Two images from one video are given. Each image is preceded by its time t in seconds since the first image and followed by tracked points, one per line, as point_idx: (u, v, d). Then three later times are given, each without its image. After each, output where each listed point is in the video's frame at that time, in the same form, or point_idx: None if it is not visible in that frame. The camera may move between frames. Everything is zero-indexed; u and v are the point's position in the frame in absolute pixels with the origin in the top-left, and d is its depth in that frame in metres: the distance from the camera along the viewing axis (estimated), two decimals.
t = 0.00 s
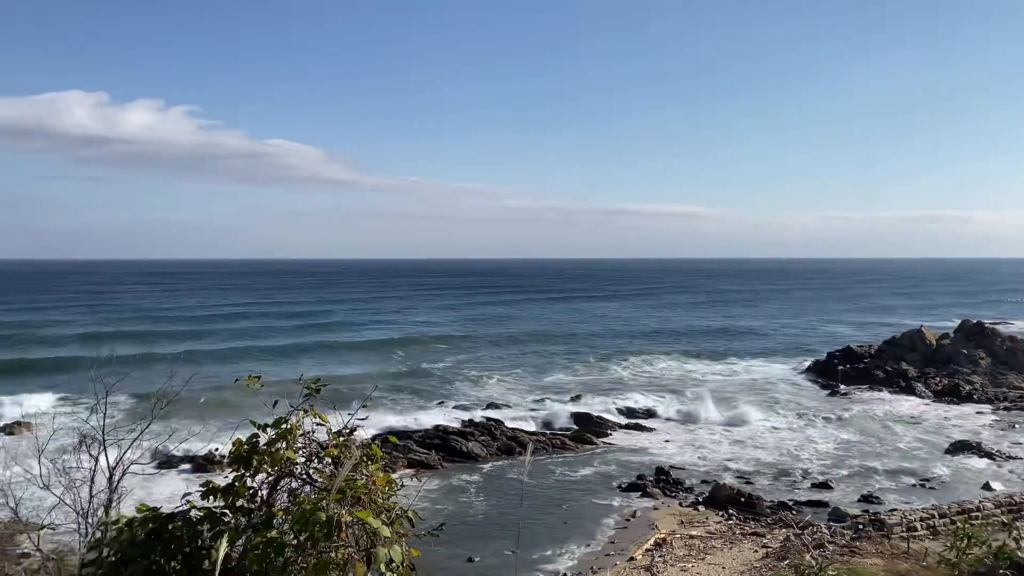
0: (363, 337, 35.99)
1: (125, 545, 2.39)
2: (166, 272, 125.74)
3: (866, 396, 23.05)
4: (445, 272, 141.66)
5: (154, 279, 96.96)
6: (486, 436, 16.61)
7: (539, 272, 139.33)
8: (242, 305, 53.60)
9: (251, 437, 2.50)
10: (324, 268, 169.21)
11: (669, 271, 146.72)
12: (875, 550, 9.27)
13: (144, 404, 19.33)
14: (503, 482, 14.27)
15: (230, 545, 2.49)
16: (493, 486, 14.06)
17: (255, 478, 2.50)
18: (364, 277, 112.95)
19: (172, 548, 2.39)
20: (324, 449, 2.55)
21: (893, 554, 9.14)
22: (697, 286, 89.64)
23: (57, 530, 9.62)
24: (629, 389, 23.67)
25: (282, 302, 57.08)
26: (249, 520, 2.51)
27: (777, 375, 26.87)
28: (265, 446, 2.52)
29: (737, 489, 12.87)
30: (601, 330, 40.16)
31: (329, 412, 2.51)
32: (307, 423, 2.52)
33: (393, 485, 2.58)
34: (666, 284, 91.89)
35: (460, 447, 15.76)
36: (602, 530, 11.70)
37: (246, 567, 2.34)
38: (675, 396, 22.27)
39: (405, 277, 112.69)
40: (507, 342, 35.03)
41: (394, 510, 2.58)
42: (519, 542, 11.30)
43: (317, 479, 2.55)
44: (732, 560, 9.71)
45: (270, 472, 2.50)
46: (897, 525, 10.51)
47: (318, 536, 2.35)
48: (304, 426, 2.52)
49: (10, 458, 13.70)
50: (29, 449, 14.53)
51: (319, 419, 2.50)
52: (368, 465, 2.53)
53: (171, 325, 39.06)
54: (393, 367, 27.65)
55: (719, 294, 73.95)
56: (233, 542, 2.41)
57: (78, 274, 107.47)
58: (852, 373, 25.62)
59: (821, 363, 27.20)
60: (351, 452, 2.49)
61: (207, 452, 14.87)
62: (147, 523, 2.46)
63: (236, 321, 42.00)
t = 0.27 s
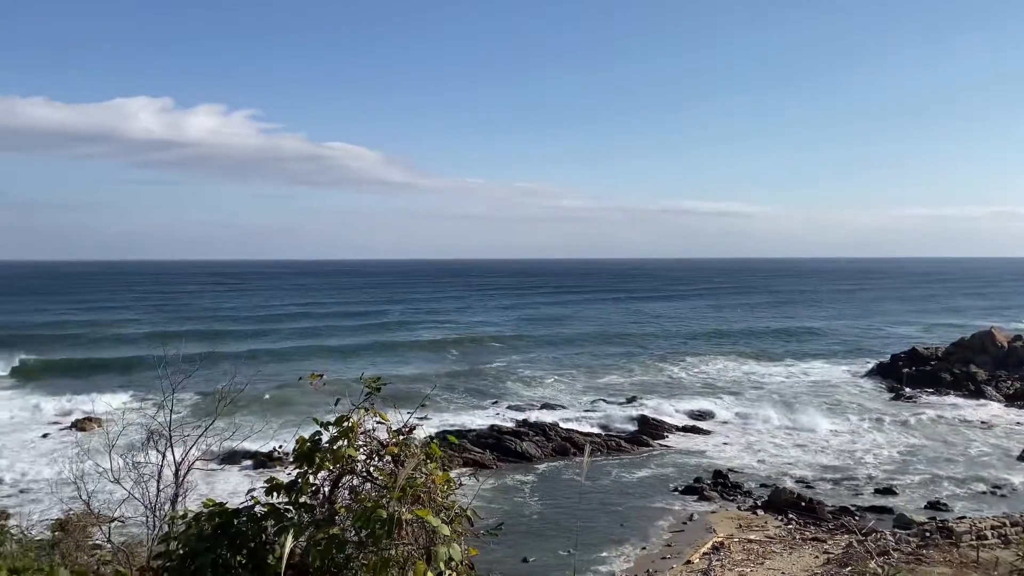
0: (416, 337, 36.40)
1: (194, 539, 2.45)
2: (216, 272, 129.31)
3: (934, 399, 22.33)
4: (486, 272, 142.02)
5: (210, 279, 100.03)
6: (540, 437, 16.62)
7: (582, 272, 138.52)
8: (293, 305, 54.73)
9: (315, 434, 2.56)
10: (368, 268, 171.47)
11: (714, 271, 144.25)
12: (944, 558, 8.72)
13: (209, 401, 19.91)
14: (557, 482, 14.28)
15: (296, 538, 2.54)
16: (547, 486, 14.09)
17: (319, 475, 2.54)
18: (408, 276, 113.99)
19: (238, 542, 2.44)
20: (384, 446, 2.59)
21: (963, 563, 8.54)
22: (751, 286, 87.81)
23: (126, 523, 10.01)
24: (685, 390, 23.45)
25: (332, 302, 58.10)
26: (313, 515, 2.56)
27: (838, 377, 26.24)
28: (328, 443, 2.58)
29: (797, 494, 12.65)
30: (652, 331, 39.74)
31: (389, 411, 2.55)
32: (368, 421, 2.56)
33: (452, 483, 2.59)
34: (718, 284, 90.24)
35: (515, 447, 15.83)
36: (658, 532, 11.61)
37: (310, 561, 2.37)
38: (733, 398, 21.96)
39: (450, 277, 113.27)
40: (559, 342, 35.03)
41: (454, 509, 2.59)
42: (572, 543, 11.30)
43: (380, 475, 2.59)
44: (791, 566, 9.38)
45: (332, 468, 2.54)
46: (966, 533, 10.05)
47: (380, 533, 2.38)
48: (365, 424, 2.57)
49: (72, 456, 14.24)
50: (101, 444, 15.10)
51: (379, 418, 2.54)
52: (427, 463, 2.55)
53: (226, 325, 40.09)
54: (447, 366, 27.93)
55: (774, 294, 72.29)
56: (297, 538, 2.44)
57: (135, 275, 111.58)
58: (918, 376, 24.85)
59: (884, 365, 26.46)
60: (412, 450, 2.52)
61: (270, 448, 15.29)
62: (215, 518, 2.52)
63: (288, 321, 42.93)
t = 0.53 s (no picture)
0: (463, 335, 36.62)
1: (254, 531, 2.51)
2: (259, 270, 132.13)
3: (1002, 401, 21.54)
4: (524, 270, 141.82)
5: (257, 277, 102.21)
6: (590, 436, 16.60)
7: (621, 270, 137.22)
8: (339, 304, 55.60)
9: (372, 429, 2.60)
10: (407, 266, 172.77)
11: (757, 269, 141.43)
12: (1009, 565, 8.28)
13: (267, 396, 20.37)
14: (608, 482, 14.26)
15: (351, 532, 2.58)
16: (598, 485, 14.08)
17: (376, 471, 2.58)
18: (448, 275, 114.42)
19: (296, 535, 2.48)
20: (438, 443, 2.61)
21: None
22: (805, 286, 85.56)
23: (187, 515, 10.31)
24: (738, 390, 23.14)
25: (377, 301, 58.77)
26: (369, 510, 2.60)
27: (897, 378, 25.51)
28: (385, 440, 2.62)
29: (855, 497, 12.41)
30: (702, 330, 39.19)
31: (445, 407, 2.58)
32: (423, 417, 2.59)
33: (507, 481, 2.61)
34: (770, 284, 88.21)
35: (565, 446, 15.85)
36: (712, 532, 11.51)
37: (367, 556, 2.41)
38: (788, 399, 21.60)
39: (491, 276, 113.24)
40: (608, 342, 34.88)
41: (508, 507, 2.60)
42: (625, 543, 11.24)
43: (435, 471, 2.62)
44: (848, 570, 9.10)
45: (388, 464, 2.57)
46: None
47: (435, 529, 2.40)
48: (420, 420, 2.60)
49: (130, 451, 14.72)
50: (163, 438, 15.56)
51: (434, 414, 2.57)
52: (482, 460, 2.56)
53: (273, 322, 40.94)
54: (496, 365, 28.08)
55: (829, 294, 70.36)
56: (353, 533, 2.47)
57: (184, 273, 114.91)
58: (984, 378, 24.02)
59: (946, 366, 25.64)
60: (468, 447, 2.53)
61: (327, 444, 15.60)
62: (274, 511, 2.58)
63: (334, 319, 43.60)
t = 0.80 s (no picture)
0: (504, 332, 36.70)
1: (304, 522, 2.57)
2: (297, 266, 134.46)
3: None
4: (559, 267, 141.21)
5: (296, 273, 103.93)
6: (635, 433, 16.56)
7: (658, 267, 135.68)
8: (379, 300, 56.19)
9: (420, 423, 2.63)
10: (444, 263, 173.53)
11: (799, 266, 138.35)
12: None
13: (317, 390, 20.74)
14: (654, 479, 14.22)
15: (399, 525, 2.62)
16: (644, 483, 14.04)
17: (422, 465, 2.61)
18: (483, 272, 114.43)
19: (346, 527, 2.54)
20: (486, 437, 2.63)
21: None
22: (854, 283, 83.31)
23: (239, 505, 10.59)
24: (785, 389, 22.79)
25: (416, 298, 59.22)
26: (416, 503, 2.63)
27: (953, 378, 24.74)
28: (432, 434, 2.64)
29: (906, 498, 12.17)
30: (748, 328, 38.55)
31: (491, 403, 2.60)
32: (470, 412, 2.62)
33: (553, 477, 2.61)
34: (819, 281, 85.94)
35: (609, 443, 15.83)
36: (760, 532, 11.37)
37: (414, 548, 2.44)
38: (838, 398, 21.20)
39: (527, 272, 112.78)
40: (650, 339, 34.58)
41: (554, 502, 2.60)
42: (673, 541, 11.13)
43: (480, 466, 2.64)
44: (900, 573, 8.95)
45: (434, 458, 2.60)
46: None
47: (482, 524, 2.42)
48: (467, 414, 2.62)
49: (180, 444, 15.10)
50: (214, 431, 15.94)
51: (482, 409, 2.59)
52: (530, 456, 2.57)
53: (314, 318, 41.59)
54: (539, 362, 28.12)
55: (882, 292, 68.25)
56: (400, 526, 2.51)
57: (224, 270, 117.57)
58: None
59: (1006, 366, 24.77)
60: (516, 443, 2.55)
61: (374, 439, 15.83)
62: (324, 503, 2.64)
63: (373, 315, 44.10)
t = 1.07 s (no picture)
0: (534, 328, 36.69)
1: (337, 515, 2.61)
2: (325, 262, 136.10)
3: None
4: (585, 263, 140.58)
5: (325, 269, 105.15)
6: (668, 429, 16.50)
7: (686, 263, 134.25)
8: (408, 296, 56.57)
9: (452, 417, 2.65)
10: (470, 259, 173.88)
11: (831, 262, 135.77)
12: None
13: (351, 384, 20.94)
14: (686, 477, 14.15)
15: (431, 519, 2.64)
16: (676, 480, 13.98)
17: (454, 459, 2.63)
18: (509, 268, 114.36)
19: (378, 520, 2.57)
20: (518, 432, 2.63)
21: None
22: (891, 279, 81.32)
23: (274, 497, 10.78)
24: (821, 387, 22.46)
25: (445, 293, 59.46)
26: (448, 497, 2.65)
27: (996, 376, 24.08)
28: (463, 428, 2.66)
29: (944, 498, 11.95)
30: (783, 325, 37.99)
31: (523, 397, 2.60)
32: (502, 407, 2.63)
33: (586, 473, 2.61)
34: (856, 278, 84.06)
35: (641, 439, 15.79)
36: (794, 531, 11.24)
37: (446, 542, 2.46)
38: (876, 396, 20.83)
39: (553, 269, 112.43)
40: (682, 336, 34.30)
41: (587, 499, 2.59)
42: (706, 540, 11.02)
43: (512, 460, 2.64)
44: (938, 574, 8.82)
45: (466, 453, 2.62)
46: None
47: (514, 517, 2.43)
48: (499, 409, 2.63)
49: (214, 437, 15.35)
50: (251, 424, 16.22)
51: (513, 404, 2.59)
52: (563, 451, 2.57)
53: (344, 313, 42.06)
54: (570, 358, 28.10)
55: (923, 288, 66.51)
56: (432, 518, 2.53)
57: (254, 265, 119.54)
58: None
59: None
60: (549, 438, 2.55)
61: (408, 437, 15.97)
62: (358, 496, 2.67)
63: (403, 310, 44.40)
